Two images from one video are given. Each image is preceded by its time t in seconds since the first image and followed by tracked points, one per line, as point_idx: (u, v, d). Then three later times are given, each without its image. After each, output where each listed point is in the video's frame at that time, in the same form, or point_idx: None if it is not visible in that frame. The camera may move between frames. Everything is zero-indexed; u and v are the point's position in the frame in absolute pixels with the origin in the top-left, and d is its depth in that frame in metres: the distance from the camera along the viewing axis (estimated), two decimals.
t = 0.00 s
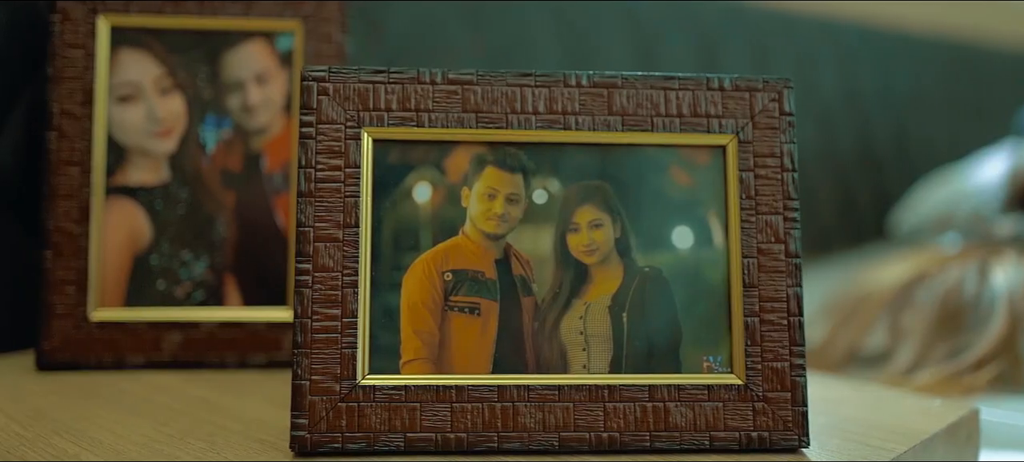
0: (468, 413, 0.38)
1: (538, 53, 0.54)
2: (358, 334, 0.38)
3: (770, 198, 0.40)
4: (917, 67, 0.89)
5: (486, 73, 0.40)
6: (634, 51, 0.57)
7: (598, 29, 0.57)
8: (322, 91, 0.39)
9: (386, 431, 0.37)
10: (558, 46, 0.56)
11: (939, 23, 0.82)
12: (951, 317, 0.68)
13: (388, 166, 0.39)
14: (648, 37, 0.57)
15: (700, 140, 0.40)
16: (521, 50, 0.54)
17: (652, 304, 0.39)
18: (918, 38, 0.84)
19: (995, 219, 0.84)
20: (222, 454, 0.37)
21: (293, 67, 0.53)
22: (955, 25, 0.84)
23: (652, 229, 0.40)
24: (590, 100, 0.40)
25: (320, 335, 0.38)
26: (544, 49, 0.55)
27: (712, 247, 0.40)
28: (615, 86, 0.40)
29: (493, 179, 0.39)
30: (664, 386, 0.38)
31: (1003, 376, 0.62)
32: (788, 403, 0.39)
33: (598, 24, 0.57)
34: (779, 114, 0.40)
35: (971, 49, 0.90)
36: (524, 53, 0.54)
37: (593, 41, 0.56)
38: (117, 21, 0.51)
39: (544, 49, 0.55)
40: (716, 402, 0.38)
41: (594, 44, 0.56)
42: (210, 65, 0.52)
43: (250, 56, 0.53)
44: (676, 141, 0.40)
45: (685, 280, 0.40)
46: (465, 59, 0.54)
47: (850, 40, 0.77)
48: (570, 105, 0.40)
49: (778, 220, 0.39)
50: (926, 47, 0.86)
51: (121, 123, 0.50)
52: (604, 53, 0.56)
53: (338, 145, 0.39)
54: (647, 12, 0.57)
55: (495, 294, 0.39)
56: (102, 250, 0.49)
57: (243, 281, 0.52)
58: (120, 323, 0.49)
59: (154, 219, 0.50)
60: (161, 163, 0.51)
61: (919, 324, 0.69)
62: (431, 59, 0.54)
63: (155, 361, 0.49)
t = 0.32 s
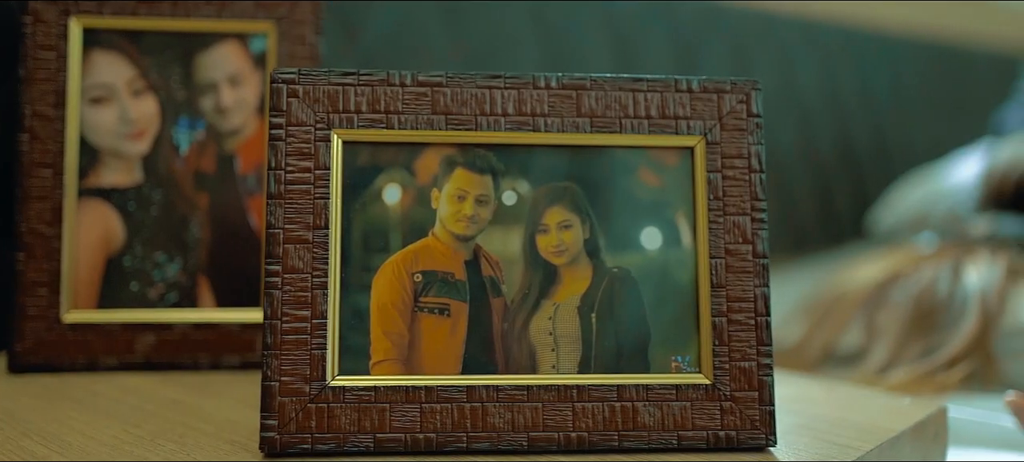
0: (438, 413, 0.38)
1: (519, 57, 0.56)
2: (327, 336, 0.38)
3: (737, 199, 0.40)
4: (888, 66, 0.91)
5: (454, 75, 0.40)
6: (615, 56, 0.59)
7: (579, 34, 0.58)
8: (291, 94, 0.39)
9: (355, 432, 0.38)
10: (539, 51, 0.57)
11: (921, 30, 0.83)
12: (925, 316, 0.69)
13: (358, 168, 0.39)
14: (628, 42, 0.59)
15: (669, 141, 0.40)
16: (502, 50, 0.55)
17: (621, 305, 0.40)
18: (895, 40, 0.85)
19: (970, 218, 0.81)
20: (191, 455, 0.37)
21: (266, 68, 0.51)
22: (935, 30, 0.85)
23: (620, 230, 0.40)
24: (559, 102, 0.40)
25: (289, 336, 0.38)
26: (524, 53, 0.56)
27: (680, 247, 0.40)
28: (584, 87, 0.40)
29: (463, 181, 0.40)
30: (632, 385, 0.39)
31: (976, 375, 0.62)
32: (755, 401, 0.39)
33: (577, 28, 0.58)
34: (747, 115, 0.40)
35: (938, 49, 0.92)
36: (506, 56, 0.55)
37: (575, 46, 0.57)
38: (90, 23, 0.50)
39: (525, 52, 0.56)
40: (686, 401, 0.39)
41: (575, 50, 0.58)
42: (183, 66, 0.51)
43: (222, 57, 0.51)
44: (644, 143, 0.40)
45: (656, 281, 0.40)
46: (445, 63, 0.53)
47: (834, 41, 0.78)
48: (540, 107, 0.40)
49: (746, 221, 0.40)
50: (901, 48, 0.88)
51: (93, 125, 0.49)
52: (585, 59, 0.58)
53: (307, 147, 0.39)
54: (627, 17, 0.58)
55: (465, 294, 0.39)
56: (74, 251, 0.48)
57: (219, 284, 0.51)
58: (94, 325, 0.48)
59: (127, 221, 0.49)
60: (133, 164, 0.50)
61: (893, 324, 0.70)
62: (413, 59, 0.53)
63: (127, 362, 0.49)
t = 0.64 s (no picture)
0: (409, 413, 0.38)
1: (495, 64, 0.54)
2: (298, 336, 0.38)
3: (706, 199, 0.40)
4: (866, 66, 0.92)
5: (425, 76, 0.40)
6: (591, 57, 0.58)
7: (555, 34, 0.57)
8: (262, 96, 0.39)
9: (326, 432, 0.38)
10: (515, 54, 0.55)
11: (903, 33, 0.84)
12: (899, 314, 0.71)
13: (329, 169, 0.40)
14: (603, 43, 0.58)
15: (638, 142, 0.40)
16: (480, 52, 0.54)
17: (592, 306, 0.40)
18: (876, 43, 0.86)
19: (946, 218, 0.82)
20: (162, 455, 0.37)
21: (241, 69, 0.51)
22: (916, 33, 0.86)
23: (590, 231, 0.40)
24: (529, 103, 0.40)
25: (260, 337, 0.38)
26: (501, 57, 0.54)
27: (650, 248, 0.40)
28: (554, 89, 0.40)
29: (434, 182, 0.40)
30: (602, 385, 0.39)
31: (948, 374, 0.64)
32: (724, 401, 0.39)
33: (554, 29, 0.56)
34: (715, 117, 0.41)
35: (917, 50, 0.94)
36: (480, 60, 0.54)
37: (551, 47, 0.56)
38: (62, 24, 0.47)
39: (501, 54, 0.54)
40: (654, 400, 0.39)
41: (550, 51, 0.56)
42: (158, 68, 0.49)
43: (198, 59, 0.51)
44: (614, 144, 0.40)
45: (626, 281, 0.40)
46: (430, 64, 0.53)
47: (814, 43, 0.79)
48: (510, 108, 0.40)
49: (715, 221, 0.40)
50: (880, 49, 0.89)
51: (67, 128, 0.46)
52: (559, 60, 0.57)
53: (279, 149, 0.39)
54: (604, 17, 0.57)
55: (436, 295, 0.39)
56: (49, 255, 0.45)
57: (194, 286, 0.49)
58: (67, 327, 0.45)
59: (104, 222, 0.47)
60: (109, 163, 0.47)
61: (869, 322, 0.71)
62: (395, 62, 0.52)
63: (101, 363, 0.47)
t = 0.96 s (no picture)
0: (380, 414, 0.38)
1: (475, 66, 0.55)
2: (270, 338, 0.38)
3: (676, 201, 0.41)
4: (849, 67, 0.93)
5: (397, 79, 0.41)
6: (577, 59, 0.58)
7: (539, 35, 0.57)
8: (234, 99, 0.39)
9: (297, 433, 0.38)
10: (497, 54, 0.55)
11: (884, 34, 0.85)
12: (874, 314, 0.72)
13: (300, 172, 0.40)
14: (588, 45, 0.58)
15: (608, 145, 0.41)
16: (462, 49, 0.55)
17: (562, 307, 0.40)
18: (858, 44, 0.87)
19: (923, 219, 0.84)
20: (133, 457, 0.37)
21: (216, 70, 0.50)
22: (898, 35, 0.87)
23: (560, 233, 0.41)
24: (500, 106, 0.41)
25: (232, 338, 0.38)
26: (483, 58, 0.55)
27: (620, 249, 0.41)
28: (525, 92, 0.41)
29: (405, 185, 0.40)
30: (573, 385, 0.39)
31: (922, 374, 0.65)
32: (693, 401, 0.40)
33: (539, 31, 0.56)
34: (685, 119, 0.41)
35: (899, 51, 0.95)
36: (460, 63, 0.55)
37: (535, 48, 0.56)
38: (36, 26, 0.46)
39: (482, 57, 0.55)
40: (624, 401, 0.39)
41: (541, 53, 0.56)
42: (133, 70, 0.49)
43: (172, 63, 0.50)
44: (584, 147, 0.41)
45: (595, 282, 0.41)
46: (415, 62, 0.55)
47: (797, 46, 0.79)
48: (481, 111, 0.41)
49: (684, 223, 0.40)
50: (862, 50, 0.90)
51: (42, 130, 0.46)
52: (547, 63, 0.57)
53: (250, 152, 0.39)
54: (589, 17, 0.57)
55: (407, 296, 0.40)
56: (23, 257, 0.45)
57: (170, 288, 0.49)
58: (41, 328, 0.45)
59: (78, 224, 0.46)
60: (83, 166, 0.47)
61: (844, 323, 0.73)
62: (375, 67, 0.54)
63: (76, 365, 0.46)
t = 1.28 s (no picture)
0: (348, 413, 0.39)
1: (455, 66, 0.53)
2: (238, 338, 0.39)
3: (643, 202, 0.41)
4: (830, 66, 0.94)
5: (365, 81, 0.41)
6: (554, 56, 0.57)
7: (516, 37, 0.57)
8: (204, 100, 0.40)
9: (266, 433, 0.38)
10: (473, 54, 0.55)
11: (866, 35, 0.86)
12: (847, 315, 0.76)
13: (269, 173, 0.40)
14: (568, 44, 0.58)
15: (575, 145, 0.41)
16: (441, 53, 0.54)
17: (531, 308, 0.41)
18: (839, 45, 0.88)
19: (899, 220, 0.89)
20: (102, 457, 0.37)
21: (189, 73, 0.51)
22: (879, 36, 0.88)
23: (529, 233, 0.41)
24: (469, 108, 0.41)
25: (201, 339, 0.38)
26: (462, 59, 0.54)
27: (588, 249, 0.41)
28: (493, 93, 0.41)
29: (374, 186, 0.40)
30: (540, 384, 0.40)
31: (894, 371, 0.68)
32: (660, 400, 0.40)
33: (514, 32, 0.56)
34: (652, 120, 0.42)
35: (879, 51, 0.96)
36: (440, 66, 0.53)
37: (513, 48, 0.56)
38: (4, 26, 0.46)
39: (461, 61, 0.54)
40: (591, 399, 0.40)
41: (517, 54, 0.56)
42: (106, 71, 0.49)
43: (145, 64, 0.50)
44: (552, 148, 0.41)
45: (563, 281, 0.41)
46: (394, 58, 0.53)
47: (778, 46, 0.80)
48: (450, 113, 0.41)
49: (651, 223, 0.41)
50: (843, 51, 0.91)
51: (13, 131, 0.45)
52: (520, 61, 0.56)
53: (220, 153, 0.39)
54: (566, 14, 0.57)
55: (376, 297, 0.40)
56: None
57: (142, 287, 0.48)
58: (12, 329, 0.44)
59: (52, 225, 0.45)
60: (57, 168, 0.46)
61: (818, 324, 0.76)
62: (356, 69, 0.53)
63: (49, 366, 0.46)
